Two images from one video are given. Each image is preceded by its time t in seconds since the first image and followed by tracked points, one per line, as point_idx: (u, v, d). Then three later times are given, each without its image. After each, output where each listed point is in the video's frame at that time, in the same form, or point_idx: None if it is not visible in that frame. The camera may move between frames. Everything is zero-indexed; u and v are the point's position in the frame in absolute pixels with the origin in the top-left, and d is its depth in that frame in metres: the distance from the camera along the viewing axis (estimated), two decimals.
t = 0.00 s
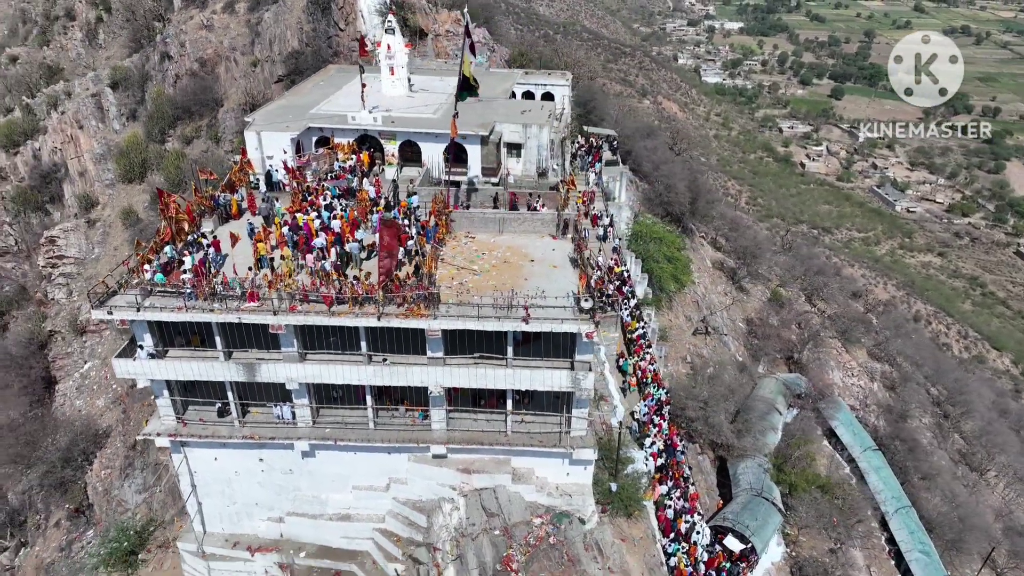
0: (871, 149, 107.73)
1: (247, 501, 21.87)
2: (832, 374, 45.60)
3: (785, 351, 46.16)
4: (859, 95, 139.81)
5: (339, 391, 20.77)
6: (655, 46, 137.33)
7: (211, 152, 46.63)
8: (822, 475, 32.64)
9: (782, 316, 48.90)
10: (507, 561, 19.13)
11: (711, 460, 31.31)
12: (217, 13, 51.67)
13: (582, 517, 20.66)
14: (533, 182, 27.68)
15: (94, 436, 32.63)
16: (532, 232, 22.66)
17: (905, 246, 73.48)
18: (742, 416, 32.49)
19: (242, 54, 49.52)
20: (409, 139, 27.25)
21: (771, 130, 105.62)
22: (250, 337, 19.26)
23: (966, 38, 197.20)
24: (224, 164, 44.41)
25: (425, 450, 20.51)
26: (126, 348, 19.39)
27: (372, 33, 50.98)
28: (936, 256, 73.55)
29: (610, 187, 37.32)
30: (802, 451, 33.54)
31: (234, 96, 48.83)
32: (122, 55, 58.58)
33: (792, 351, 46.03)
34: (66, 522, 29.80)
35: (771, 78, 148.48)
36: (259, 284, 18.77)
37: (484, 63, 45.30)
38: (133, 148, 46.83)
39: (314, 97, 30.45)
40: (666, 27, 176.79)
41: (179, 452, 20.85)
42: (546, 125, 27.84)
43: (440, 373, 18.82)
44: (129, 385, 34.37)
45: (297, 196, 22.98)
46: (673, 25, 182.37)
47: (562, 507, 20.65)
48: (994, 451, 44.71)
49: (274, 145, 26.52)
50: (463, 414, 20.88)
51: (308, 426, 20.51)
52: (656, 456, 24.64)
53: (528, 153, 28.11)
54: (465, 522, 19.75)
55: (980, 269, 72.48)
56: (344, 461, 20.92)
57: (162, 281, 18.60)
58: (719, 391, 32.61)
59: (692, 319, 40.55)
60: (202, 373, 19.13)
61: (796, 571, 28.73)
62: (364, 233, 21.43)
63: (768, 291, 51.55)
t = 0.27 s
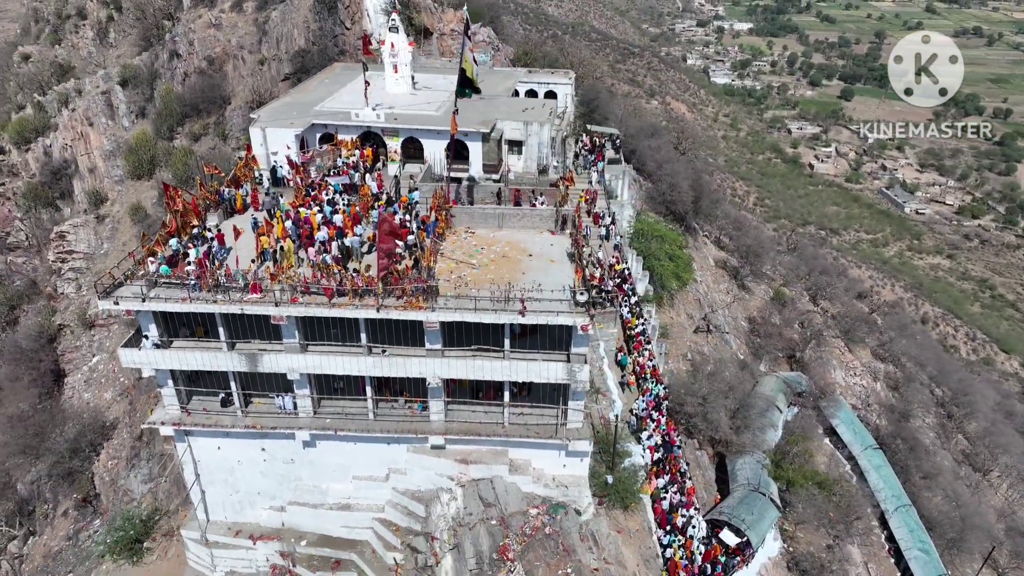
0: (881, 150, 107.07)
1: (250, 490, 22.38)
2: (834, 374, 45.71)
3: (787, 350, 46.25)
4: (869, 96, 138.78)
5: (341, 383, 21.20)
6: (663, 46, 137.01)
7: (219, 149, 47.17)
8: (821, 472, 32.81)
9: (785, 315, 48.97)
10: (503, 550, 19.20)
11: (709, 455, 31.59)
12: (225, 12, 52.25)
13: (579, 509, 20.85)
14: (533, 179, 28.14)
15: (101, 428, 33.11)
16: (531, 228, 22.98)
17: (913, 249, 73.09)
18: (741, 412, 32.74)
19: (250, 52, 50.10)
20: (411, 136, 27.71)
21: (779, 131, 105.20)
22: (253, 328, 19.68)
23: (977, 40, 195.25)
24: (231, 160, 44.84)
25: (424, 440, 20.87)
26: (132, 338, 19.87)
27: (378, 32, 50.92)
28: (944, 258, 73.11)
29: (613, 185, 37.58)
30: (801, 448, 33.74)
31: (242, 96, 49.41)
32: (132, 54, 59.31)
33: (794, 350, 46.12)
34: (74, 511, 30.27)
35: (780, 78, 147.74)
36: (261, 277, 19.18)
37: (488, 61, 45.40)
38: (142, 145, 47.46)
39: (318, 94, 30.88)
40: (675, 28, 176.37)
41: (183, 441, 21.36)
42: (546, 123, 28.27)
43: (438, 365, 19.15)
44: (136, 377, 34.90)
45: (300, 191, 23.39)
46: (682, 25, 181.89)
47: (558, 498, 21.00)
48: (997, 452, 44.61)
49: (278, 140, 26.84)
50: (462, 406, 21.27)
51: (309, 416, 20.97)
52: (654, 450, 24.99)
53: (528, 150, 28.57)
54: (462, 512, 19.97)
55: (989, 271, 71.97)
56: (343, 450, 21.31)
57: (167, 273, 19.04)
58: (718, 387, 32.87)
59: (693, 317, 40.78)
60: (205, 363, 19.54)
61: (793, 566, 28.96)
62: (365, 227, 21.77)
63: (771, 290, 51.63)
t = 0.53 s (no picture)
0: (889, 151, 106.12)
1: (253, 478, 22.78)
2: (836, 372, 45.81)
3: (789, 348, 46.37)
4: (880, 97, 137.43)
5: (342, 372, 21.61)
6: (671, 46, 136.89)
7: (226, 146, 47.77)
8: (820, 468, 33.03)
9: (787, 314, 49.10)
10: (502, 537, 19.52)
11: (708, 449, 31.87)
12: (233, 10, 52.85)
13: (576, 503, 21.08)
14: (534, 175, 28.71)
15: (109, 419, 33.80)
16: (530, 222, 23.37)
17: (921, 249, 72.04)
18: (740, 407, 32.96)
19: (257, 50, 50.65)
20: (414, 132, 28.16)
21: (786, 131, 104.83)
22: (257, 317, 20.13)
23: (988, 41, 192.91)
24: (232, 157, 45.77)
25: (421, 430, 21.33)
26: (139, 327, 20.39)
27: (383, 30, 52.58)
28: (951, 259, 72.02)
29: (615, 183, 37.86)
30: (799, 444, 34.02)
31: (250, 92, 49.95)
32: (142, 52, 60.00)
33: (796, 348, 46.25)
34: (82, 500, 30.82)
35: (789, 80, 146.97)
36: (265, 268, 19.65)
37: (491, 60, 45.83)
38: (151, 142, 48.04)
39: (323, 90, 31.39)
40: (683, 28, 176.09)
41: (189, 429, 21.82)
42: (547, 119, 28.80)
43: (437, 354, 19.56)
44: (143, 369, 35.42)
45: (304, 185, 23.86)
46: (691, 25, 181.22)
47: (555, 487, 21.25)
48: (1000, 452, 44.52)
49: (283, 136, 27.44)
50: (461, 396, 21.69)
51: (311, 405, 21.43)
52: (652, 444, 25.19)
53: (529, 146, 29.14)
54: (459, 501, 20.36)
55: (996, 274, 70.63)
56: (342, 439, 21.78)
57: (173, 264, 19.54)
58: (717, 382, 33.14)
59: (694, 314, 41.02)
60: (210, 352, 19.98)
61: (791, 559, 29.18)
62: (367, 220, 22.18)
63: (773, 288, 51.75)
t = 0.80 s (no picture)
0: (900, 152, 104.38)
1: (259, 464, 23.14)
2: (838, 369, 45.90)
3: (791, 345, 46.52)
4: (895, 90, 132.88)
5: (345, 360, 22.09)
6: (681, 47, 136.92)
7: (223, 139, 48.16)
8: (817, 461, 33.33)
9: (789, 311, 49.31)
10: (501, 521, 20.23)
11: (706, 442, 32.16)
12: (242, 8, 53.53)
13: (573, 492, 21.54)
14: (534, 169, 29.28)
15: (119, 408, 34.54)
16: (531, 215, 23.85)
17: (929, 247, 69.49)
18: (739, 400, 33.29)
19: (266, 47, 51.25)
20: (417, 127, 28.78)
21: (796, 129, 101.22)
22: (262, 305, 20.66)
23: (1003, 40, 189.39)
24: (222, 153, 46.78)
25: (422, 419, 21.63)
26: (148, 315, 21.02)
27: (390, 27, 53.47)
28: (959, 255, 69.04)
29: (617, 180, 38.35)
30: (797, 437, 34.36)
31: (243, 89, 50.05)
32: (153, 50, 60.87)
33: (798, 345, 46.40)
34: (92, 487, 31.56)
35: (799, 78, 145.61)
36: (271, 257, 20.18)
37: (495, 57, 46.45)
38: (160, 137, 48.74)
39: (330, 86, 32.06)
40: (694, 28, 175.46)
41: (195, 415, 22.33)
42: (549, 116, 29.33)
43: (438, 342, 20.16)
44: (152, 359, 36.08)
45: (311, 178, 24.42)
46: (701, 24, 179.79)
47: (553, 474, 21.54)
48: (1003, 451, 44.29)
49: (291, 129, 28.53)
50: (461, 384, 22.20)
51: (315, 392, 22.05)
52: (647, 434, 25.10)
53: (531, 142, 29.55)
54: (459, 488, 20.67)
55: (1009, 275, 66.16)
56: (343, 428, 22.06)
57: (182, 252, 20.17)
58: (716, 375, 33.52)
59: (696, 309, 41.32)
60: (217, 339, 20.59)
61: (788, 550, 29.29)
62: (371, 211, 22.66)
63: (776, 286, 51.91)
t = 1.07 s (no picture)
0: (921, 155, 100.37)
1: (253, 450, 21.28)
2: (845, 365, 45.42)
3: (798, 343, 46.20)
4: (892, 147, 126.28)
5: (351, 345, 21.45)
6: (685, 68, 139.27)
7: (169, 96, 40.95)
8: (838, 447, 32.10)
9: (792, 311, 49.37)
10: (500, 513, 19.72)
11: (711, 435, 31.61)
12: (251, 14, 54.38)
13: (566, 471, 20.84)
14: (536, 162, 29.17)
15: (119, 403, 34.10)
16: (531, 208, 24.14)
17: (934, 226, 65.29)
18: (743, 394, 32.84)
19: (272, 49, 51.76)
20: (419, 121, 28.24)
21: (823, 105, 80.44)
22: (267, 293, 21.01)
23: None
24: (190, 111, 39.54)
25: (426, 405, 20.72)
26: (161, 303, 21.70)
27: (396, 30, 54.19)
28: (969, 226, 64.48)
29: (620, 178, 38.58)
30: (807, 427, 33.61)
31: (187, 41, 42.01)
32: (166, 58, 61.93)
33: (804, 342, 46.11)
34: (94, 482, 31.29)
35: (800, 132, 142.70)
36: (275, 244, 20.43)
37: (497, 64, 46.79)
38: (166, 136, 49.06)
39: (336, 82, 32.43)
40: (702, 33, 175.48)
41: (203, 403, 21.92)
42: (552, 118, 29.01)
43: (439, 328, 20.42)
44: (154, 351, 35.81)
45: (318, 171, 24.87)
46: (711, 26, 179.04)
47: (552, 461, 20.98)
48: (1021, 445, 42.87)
49: (297, 126, 28.97)
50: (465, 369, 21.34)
51: (321, 379, 21.27)
52: (631, 421, 22.83)
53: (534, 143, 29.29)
54: (460, 476, 20.26)
55: (1023, 269, 57.27)
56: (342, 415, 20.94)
57: (191, 242, 20.85)
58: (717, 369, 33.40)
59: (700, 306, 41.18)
60: (231, 328, 21.21)
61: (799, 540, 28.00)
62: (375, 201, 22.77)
63: (778, 286, 52.02)
